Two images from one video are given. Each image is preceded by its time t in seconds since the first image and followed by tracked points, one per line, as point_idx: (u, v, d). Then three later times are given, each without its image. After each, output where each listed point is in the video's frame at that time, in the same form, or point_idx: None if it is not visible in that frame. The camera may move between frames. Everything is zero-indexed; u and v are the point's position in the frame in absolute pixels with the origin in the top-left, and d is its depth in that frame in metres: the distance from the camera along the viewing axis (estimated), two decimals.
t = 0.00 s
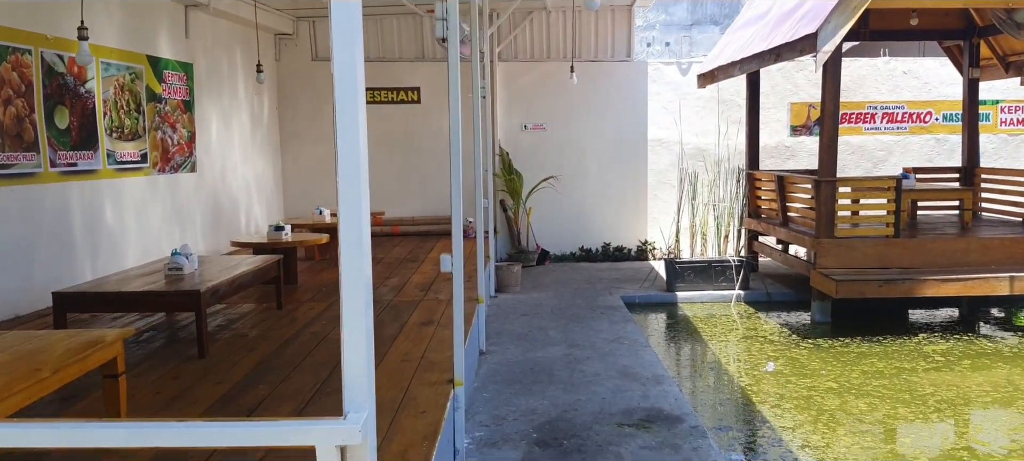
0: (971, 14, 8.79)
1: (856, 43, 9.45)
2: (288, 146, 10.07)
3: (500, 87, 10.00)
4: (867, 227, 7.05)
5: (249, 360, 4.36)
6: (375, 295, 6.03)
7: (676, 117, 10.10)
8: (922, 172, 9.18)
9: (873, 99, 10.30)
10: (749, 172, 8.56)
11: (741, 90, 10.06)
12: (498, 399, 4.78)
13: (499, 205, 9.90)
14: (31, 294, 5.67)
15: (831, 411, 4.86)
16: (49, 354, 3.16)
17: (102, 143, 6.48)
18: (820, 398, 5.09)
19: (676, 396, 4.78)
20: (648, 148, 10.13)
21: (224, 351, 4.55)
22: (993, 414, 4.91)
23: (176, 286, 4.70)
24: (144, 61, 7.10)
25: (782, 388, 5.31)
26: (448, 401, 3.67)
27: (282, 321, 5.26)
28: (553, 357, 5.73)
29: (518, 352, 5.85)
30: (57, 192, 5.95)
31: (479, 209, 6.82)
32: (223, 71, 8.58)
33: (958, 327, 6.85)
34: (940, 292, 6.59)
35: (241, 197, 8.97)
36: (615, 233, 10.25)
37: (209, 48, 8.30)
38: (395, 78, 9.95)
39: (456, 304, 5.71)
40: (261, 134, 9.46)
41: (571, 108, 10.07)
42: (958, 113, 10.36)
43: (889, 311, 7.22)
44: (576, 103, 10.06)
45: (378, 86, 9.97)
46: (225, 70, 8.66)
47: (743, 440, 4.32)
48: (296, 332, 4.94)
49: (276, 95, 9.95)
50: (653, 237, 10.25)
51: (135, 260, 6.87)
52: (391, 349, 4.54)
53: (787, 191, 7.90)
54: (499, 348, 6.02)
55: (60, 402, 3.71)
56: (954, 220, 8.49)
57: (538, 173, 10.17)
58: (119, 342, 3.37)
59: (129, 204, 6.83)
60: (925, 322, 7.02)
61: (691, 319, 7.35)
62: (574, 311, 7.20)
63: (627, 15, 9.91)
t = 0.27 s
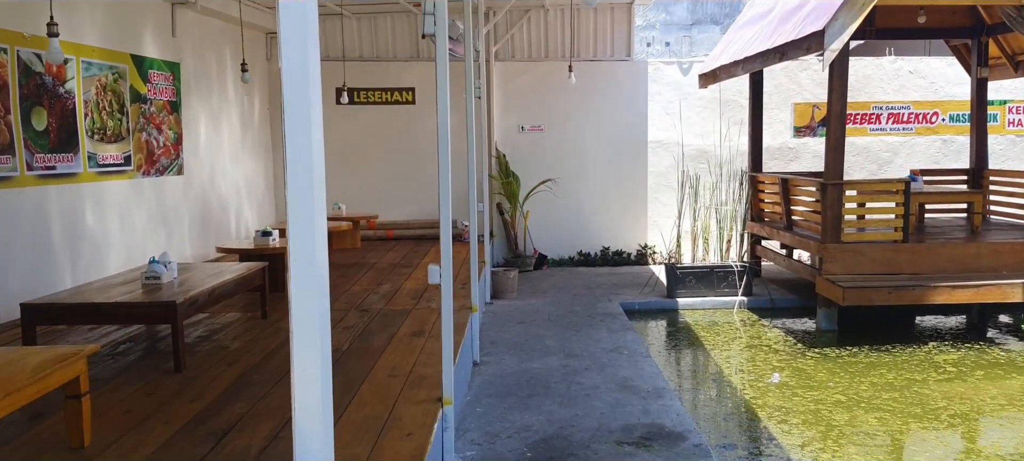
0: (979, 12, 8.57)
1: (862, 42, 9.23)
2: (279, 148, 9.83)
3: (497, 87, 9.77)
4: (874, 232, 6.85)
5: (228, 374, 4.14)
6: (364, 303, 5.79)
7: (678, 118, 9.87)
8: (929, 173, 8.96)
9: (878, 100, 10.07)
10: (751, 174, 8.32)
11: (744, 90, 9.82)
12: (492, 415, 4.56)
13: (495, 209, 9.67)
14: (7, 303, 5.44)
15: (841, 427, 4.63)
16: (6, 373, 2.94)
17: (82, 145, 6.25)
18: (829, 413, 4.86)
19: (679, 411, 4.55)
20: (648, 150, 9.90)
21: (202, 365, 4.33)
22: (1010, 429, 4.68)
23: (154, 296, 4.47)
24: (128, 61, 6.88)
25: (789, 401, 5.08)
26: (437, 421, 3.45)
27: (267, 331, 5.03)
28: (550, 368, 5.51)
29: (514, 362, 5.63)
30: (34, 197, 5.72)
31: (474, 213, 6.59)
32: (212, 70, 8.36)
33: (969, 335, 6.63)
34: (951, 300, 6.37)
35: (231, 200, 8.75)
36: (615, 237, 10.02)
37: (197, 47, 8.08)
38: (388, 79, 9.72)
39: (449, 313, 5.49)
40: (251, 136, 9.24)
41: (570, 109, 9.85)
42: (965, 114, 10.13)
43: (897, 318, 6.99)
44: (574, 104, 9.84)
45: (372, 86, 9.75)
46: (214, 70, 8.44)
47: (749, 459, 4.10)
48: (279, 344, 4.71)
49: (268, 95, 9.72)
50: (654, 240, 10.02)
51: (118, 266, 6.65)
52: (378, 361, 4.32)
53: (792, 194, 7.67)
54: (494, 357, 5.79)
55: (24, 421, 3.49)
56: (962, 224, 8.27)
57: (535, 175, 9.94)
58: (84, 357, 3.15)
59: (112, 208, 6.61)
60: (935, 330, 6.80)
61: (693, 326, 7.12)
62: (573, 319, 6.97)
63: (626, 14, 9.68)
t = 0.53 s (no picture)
0: (990, 9, 8.35)
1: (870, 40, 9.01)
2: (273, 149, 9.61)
3: (495, 87, 9.56)
4: (885, 235, 6.63)
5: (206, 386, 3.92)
6: (355, 310, 5.57)
7: (681, 119, 9.65)
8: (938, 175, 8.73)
9: (885, 100, 9.84)
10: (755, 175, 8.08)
11: (748, 90, 9.60)
12: (486, 427, 4.34)
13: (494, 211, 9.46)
14: None
15: (852, 441, 4.40)
16: None
17: (65, 145, 6.03)
18: (839, 426, 4.63)
19: (682, 423, 4.34)
20: (650, 151, 9.68)
21: (180, 376, 4.12)
22: None
23: (131, 303, 4.26)
24: (114, 58, 6.67)
25: (797, 413, 4.86)
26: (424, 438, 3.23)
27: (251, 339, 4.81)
28: (547, 377, 5.29)
29: (510, 371, 5.40)
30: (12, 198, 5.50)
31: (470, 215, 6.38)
32: (203, 69, 8.15)
33: (981, 341, 6.41)
34: (963, 306, 6.15)
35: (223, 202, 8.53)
36: (616, 240, 9.80)
37: (187, 45, 7.87)
38: (385, 78, 9.51)
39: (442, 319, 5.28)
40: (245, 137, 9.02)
41: (570, 109, 9.64)
42: (974, 114, 9.91)
43: (907, 325, 6.77)
44: (575, 104, 9.63)
45: (368, 86, 9.54)
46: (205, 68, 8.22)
47: None
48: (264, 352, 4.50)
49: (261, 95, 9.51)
50: (656, 244, 9.80)
51: (101, 269, 6.43)
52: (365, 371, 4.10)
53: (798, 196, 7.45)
54: (489, 365, 5.58)
55: None
56: (973, 227, 8.04)
57: (535, 177, 9.73)
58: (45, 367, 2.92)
59: (95, 210, 6.39)
60: (946, 336, 6.57)
61: (696, 332, 6.90)
62: (572, 324, 6.75)
63: (629, 12, 9.47)
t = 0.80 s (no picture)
0: (1007, 8, 8.07)
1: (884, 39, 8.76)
2: (272, 148, 9.40)
3: (498, 85, 9.34)
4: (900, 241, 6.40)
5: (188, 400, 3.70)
6: (350, 317, 5.36)
7: (689, 119, 9.41)
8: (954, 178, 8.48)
9: (899, 100, 9.58)
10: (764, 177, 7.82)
11: (758, 89, 9.36)
12: (484, 444, 4.12)
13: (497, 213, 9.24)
14: None
15: None
16: None
17: (51, 144, 5.82)
18: (856, 445, 4.39)
19: (690, 441, 4.11)
20: (657, 152, 9.45)
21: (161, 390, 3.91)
22: None
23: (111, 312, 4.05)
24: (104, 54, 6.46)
25: (811, 429, 4.62)
26: None
27: (240, 349, 4.60)
28: (549, 389, 5.07)
29: (510, 382, 5.19)
30: None
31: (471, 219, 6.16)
32: (198, 66, 7.94)
33: (1001, 352, 6.16)
34: (983, 315, 5.91)
35: (219, 202, 8.32)
36: (622, 243, 9.57)
37: (182, 41, 7.66)
38: (387, 76, 9.30)
39: (439, 329, 5.06)
40: (242, 135, 8.81)
41: (575, 109, 9.41)
42: (990, 115, 9.66)
43: (923, 334, 6.53)
44: (580, 103, 9.41)
45: (369, 84, 9.33)
46: (201, 65, 8.01)
47: None
48: (251, 364, 4.28)
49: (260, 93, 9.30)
50: (663, 247, 9.56)
51: (90, 273, 6.23)
52: (356, 386, 3.89)
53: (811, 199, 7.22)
54: (490, 375, 5.36)
55: None
56: (991, 232, 7.80)
57: (539, 178, 9.50)
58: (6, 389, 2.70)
59: (84, 211, 6.19)
60: (964, 346, 6.33)
61: (704, 340, 6.68)
62: (576, 332, 6.53)
63: (636, 8, 9.24)
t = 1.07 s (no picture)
0: None
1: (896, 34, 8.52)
2: (269, 146, 9.19)
3: (500, 82, 9.12)
4: (916, 242, 6.17)
5: (167, 411, 3.49)
6: (343, 321, 5.14)
7: (696, 117, 9.18)
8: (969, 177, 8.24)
9: (911, 98, 9.34)
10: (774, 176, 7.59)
11: (767, 86, 9.13)
12: (482, 457, 3.90)
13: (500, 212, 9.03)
14: None
15: None
16: None
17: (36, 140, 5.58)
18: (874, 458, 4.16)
19: (700, 454, 3.89)
20: (663, 151, 9.23)
21: (140, 399, 3.69)
22: None
23: (89, 316, 3.83)
24: (93, 48, 6.25)
25: (826, 441, 4.38)
26: None
27: (227, 354, 4.39)
28: (552, 396, 4.85)
29: (510, 389, 4.97)
30: None
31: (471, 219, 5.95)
32: (192, 61, 7.72)
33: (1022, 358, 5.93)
34: (1004, 320, 5.67)
35: (215, 201, 8.11)
36: (627, 243, 9.35)
37: (175, 35, 7.45)
38: (386, 73, 9.09)
39: (437, 333, 4.84)
40: (238, 133, 8.60)
41: (580, 106, 9.19)
42: (1005, 114, 9.41)
43: (940, 339, 6.30)
44: (585, 100, 9.19)
45: (368, 80, 9.12)
46: (195, 60, 7.79)
47: None
48: (237, 370, 4.07)
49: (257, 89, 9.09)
50: (669, 248, 9.34)
51: (77, 274, 6.02)
52: (347, 396, 3.67)
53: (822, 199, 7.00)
54: (489, 382, 5.14)
55: None
56: (1008, 233, 7.56)
57: (542, 177, 9.29)
58: None
59: (71, 210, 5.97)
60: (983, 351, 6.10)
61: (712, 345, 6.45)
62: (580, 335, 6.31)
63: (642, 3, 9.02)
